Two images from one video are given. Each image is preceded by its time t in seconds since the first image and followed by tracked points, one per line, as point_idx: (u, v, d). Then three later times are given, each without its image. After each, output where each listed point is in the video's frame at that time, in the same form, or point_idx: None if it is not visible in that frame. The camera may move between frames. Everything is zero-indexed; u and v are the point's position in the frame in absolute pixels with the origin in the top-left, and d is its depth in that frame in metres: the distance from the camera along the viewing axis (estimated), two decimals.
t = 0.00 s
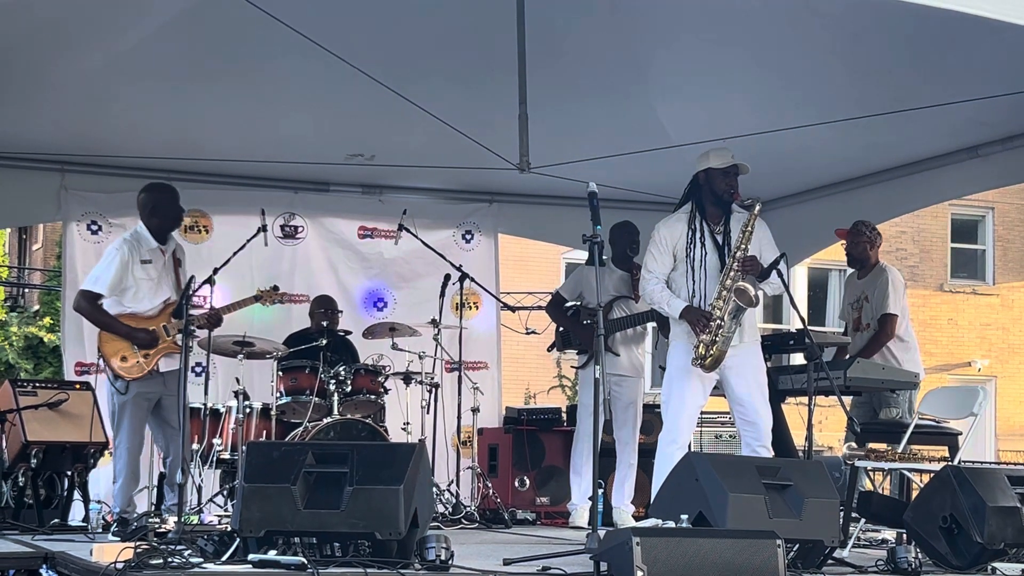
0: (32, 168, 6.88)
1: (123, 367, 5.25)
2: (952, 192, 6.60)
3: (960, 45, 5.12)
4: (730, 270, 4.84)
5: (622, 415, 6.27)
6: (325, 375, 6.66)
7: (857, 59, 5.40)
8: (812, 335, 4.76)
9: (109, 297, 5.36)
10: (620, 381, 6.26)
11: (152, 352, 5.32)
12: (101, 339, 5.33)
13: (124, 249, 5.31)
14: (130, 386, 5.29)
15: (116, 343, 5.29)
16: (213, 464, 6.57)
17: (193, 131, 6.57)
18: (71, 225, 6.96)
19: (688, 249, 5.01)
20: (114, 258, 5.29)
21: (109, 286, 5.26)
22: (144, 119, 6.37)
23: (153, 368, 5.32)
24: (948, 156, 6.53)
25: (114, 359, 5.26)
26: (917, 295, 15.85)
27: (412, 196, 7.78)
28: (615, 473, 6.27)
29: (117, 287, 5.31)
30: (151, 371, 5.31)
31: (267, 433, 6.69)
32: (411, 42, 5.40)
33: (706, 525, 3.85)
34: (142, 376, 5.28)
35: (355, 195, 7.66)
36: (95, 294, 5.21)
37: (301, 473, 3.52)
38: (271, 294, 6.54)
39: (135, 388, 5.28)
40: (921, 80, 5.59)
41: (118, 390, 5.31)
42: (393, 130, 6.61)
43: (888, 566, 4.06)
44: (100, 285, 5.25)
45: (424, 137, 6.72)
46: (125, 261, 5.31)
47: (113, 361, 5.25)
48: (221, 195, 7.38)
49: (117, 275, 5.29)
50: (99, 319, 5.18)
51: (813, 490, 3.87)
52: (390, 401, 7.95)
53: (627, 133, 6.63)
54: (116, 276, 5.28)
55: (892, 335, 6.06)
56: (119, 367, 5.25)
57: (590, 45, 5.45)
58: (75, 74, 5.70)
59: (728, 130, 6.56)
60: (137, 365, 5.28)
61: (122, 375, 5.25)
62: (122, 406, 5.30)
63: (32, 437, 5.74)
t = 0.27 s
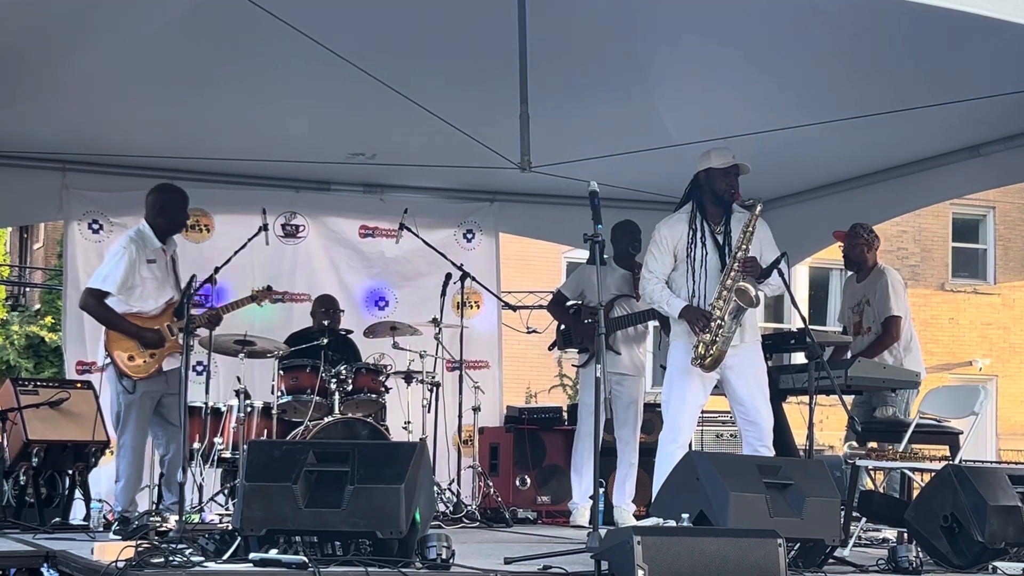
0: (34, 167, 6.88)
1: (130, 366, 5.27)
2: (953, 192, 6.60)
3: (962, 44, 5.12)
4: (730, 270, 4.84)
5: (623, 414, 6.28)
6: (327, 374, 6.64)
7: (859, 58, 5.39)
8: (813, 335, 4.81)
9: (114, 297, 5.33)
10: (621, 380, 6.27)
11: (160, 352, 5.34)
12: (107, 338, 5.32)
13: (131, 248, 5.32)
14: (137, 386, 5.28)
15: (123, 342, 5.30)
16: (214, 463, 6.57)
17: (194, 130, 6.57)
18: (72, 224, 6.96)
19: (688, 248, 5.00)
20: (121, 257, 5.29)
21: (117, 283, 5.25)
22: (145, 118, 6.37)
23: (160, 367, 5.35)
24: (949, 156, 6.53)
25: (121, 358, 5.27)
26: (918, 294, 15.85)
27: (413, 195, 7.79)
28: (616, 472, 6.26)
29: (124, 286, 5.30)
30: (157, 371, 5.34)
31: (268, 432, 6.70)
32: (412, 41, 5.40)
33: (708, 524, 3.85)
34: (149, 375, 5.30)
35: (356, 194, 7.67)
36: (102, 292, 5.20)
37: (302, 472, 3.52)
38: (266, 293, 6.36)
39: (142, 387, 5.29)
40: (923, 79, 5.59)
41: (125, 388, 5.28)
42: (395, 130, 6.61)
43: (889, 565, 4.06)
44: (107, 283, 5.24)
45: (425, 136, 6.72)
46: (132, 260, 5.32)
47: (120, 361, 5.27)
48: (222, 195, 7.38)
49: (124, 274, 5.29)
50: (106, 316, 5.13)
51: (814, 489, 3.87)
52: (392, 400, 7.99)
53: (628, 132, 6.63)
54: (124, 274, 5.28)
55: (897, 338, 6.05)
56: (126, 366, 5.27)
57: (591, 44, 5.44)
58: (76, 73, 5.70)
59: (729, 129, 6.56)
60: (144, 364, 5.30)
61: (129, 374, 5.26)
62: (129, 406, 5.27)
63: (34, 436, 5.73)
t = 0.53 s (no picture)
0: (36, 166, 6.88)
1: (137, 364, 5.27)
2: (955, 190, 6.60)
3: (964, 43, 5.11)
4: (733, 266, 4.83)
5: (625, 413, 6.26)
6: (329, 373, 6.66)
7: (860, 56, 5.39)
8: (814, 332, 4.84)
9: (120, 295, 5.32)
10: (623, 378, 6.27)
11: (166, 350, 5.34)
12: (114, 336, 5.31)
13: (138, 245, 5.34)
14: (143, 383, 5.29)
15: (130, 340, 5.30)
16: (216, 461, 6.57)
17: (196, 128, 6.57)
18: (74, 222, 6.95)
19: (690, 246, 5.00)
20: (128, 254, 5.30)
21: (124, 281, 5.27)
22: (146, 117, 6.37)
23: (166, 365, 5.34)
24: (951, 154, 6.52)
25: (128, 356, 5.27)
26: (920, 293, 15.84)
27: (414, 194, 7.80)
28: (618, 470, 6.28)
29: (131, 283, 5.31)
30: (164, 368, 5.33)
31: (269, 430, 6.71)
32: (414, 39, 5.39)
33: (709, 523, 3.84)
34: (156, 373, 5.30)
35: (358, 192, 7.70)
36: (108, 289, 5.25)
37: (304, 470, 3.52)
38: (264, 294, 6.27)
39: (148, 384, 5.29)
40: (925, 78, 5.58)
41: (131, 385, 5.29)
42: (396, 128, 6.61)
43: (890, 564, 4.07)
44: (115, 281, 5.26)
45: (427, 135, 6.71)
46: (139, 257, 5.33)
47: (127, 359, 5.26)
48: (224, 193, 7.39)
49: (132, 272, 5.30)
50: (116, 313, 5.18)
51: (817, 488, 3.86)
52: (393, 397, 8.03)
53: (630, 130, 6.62)
54: (131, 272, 5.29)
55: (896, 332, 6.05)
56: (132, 363, 5.26)
57: (592, 43, 5.44)
58: (78, 71, 5.70)
59: (731, 127, 6.55)
60: (151, 362, 5.30)
61: (136, 371, 5.25)
62: (135, 404, 5.28)
63: (35, 434, 5.74)
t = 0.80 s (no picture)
0: (37, 163, 6.88)
1: (140, 361, 5.27)
2: (956, 188, 6.60)
3: (965, 41, 5.11)
4: (735, 263, 4.84)
5: (626, 411, 6.27)
6: (330, 371, 6.67)
7: (862, 54, 5.39)
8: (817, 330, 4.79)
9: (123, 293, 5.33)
10: (625, 376, 6.28)
11: (169, 347, 5.35)
12: (115, 333, 5.30)
13: (139, 242, 5.32)
14: (146, 381, 5.30)
15: (133, 337, 5.29)
16: (217, 459, 6.54)
17: (197, 126, 6.57)
18: (75, 220, 6.92)
19: (692, 244, 5.00)
20: (129, 252, 5.29)
21: (126, 278, 5.26)
22: (147, 114, 6.37)
23: (168, 362, 5.35)
24: (952, 152, 6.52)
25: (131, 353, 5.26)
26: (921, 291, 15.83)
27: (415, 191, 7.80)
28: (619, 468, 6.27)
29: (133, 281, 5.31)
30: (166, 365, 5.34)
31: (270, 428, 6.66)
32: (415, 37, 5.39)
33: (711, 521, 3.84)
34: (158, 370, 5.31)
35: (359, 190, 7.71)
36: (110, 287, 5.24)
37: (305, 468, 3.53)
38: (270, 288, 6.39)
39: (150, 382, 5.30)
40: (927, 76, 5.58)
41: (134, 381, 5.29)
42: (398, 126, 6.61)
43: (891, 562, 4.06)
44: (116, 278, 5.25)
45: (428, 132, 6.71)
46: (140, 254, 5.32)
47: (130, 356, 5.26)
48: (226, 190, 7.39)
49: (133, 269, 5.29)
50: (116, 311, 5.19)
51: (818, 486, 3.86)
52: (394, 395, 8.02)
53: (631, 128, 6.62)
54: (133, 269, 5.28)
55: (898, 332, 6.06)
56: (135, 361, 5.26)
57: (594, 40, 5.44)
58: (79, 69, 5.70)
59: (732, 125, 6.55)
60: (154, 359, 5.30)
61: (139, 369, 5.26)
62: (134, 400, 5.29)
63: (36, 432, 5.74)
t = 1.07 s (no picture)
0: (39, 160, 6.88)
1: (139, 358, 5.26)
2: (958, 186, 6.59)
3: (967, 39, 5.11)
4: (738, 262, 4.86)
5: (626, 408, 6.30)
6: (331, 368, 6.68)
7: (864, 52, 5.38)
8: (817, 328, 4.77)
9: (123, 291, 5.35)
10: (626, 374, 6.29)
11: (168, 344, 5.35)
12: (115, 330, 5.31)
13: (139, 239, 5.33)
14: (145, 377, 5.29)
15: (132, 334, 5.30)
16: (218, 456, 6.59)
17: (199, 123, 6.57)
18: (76, 217, 6.91)
19: (695, 240, 4.99)
20: (128, 249, 5.30)
21: (125, 275, 5.27)
22: (149, 112, 6.37)
23: (168, 358, 5.35)
24: (953, 150, 6.52)
25: (130, 350, 5.26)
26: (923, 289, 15.82)
27: (417, 188, 7.80)
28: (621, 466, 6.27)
29: (132, 278, 5.32)
30: (165, 362, 5.34)
31: (271, 425, 6.68)
32: (416, 35, 5.40)
33: (712, 518, 3.83)
34: (158, 366, 5.31)
35: (361, 188, 7.71)
36: (109, 285, 5.24)
37: (307, 465, 3.53)
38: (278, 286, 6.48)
39: (149, 378, 5.29)
40: (928, 73, 5.58)
41: (132, 379, 5.29)
42: (399, 124, 6.61)
43: (893, 559, 4.06)
44: (115, 276, 5.27)
45: (430, 130, 6.71)
46: (140, 252, 5.33)
47: (129, 353, 5.26)
48: (227, 188, 7.39)
49: (131, 267, 5.30)
50: (114, 308, 5.20)
51: (820, 483, 3.87)
52: (397, 393, 8.00)
53: (633, 125, 6.62)
54: (131, 266, 5.29)
55: (898, 329, 6.06)
56: (134, 358, 5.26)
57: (595, 38, 5.44)
58: (81, 66, 5.70)
59: (734, 123, 6.55)
60: (153, 356, 5.30)
61: (138, 366, 5.26)
62: (134, 397, 5.29)
63: (38, 429, 5.72)
